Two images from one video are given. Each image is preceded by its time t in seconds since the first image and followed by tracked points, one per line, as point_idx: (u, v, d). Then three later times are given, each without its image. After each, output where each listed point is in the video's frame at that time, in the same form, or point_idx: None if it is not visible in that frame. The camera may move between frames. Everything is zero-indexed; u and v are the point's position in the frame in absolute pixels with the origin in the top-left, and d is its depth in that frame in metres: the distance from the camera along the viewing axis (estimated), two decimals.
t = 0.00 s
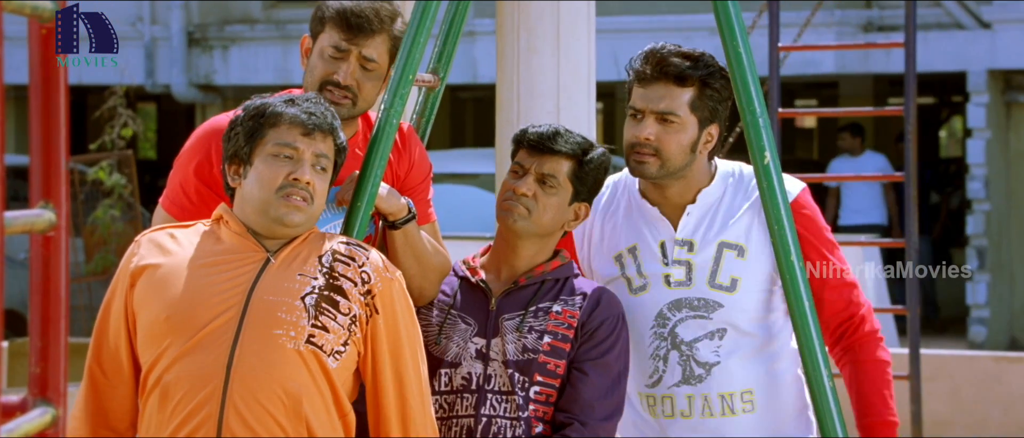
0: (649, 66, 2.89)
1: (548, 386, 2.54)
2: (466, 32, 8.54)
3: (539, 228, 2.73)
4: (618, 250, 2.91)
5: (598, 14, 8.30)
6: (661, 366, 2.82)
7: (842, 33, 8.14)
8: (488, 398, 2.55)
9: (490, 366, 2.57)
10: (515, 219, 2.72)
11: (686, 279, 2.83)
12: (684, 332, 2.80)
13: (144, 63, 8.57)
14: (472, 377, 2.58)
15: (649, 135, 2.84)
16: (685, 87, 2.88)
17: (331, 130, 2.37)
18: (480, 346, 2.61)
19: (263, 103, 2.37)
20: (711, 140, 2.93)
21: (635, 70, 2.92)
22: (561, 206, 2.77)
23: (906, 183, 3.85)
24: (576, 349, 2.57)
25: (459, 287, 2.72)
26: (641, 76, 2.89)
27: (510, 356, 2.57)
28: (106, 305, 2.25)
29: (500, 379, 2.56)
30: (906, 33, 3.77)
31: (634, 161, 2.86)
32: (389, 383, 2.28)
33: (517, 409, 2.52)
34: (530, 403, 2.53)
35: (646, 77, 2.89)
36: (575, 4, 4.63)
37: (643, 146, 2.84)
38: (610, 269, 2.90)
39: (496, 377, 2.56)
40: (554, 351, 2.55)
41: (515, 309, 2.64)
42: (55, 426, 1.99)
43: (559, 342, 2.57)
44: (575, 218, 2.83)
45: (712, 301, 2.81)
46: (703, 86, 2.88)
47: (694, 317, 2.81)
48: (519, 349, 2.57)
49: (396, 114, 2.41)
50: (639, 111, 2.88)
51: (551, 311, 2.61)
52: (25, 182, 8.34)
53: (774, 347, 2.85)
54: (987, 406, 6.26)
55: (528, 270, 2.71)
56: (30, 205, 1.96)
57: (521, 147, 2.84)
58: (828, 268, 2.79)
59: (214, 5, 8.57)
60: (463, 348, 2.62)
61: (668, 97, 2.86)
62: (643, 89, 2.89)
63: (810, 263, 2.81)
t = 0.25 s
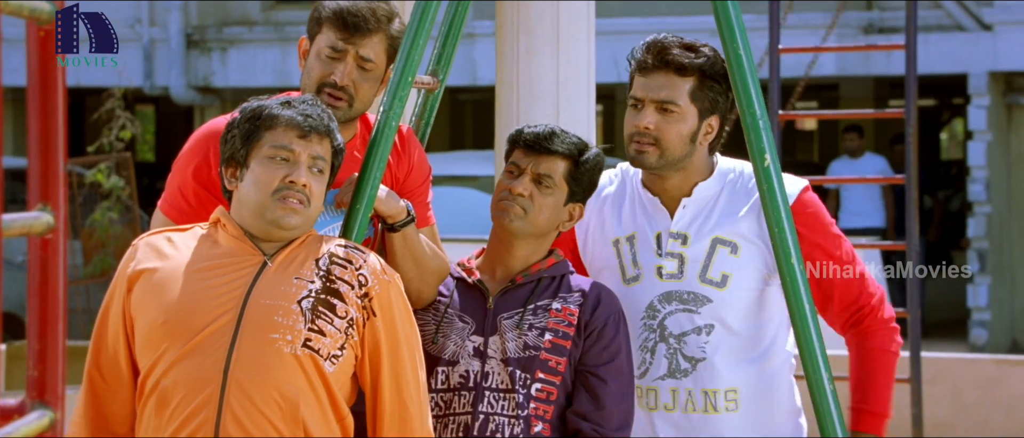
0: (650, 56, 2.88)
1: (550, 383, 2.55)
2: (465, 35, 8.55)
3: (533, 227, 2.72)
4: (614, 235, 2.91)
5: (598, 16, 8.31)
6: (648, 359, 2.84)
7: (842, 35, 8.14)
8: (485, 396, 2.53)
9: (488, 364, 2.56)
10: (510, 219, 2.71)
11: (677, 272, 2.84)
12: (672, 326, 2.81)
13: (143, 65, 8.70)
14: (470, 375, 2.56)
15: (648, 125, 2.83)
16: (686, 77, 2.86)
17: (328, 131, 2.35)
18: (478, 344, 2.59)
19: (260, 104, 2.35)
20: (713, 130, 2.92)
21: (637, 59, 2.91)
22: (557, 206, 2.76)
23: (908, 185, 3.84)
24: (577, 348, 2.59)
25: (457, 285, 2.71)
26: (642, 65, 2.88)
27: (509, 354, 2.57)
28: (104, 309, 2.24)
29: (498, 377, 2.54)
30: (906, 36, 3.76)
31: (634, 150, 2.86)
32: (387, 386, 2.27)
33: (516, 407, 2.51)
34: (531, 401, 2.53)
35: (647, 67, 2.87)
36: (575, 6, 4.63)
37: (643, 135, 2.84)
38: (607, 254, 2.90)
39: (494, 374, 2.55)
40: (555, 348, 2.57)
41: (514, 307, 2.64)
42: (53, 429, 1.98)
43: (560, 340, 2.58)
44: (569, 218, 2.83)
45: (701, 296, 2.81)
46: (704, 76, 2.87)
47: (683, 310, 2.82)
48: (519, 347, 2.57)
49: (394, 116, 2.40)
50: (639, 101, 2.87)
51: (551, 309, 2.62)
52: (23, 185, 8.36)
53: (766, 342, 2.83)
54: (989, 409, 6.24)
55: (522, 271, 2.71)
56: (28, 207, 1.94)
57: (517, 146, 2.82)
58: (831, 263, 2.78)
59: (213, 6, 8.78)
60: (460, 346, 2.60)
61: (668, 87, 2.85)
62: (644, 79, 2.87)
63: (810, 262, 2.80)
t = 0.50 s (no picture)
0: (648, 53, 2.93)
1: (540, 390, 2.54)
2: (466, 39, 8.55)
3: (537, 233, 2.71)
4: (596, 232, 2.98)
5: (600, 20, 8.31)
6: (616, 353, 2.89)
7: (844, 39, 8.15)
8: (472, 399, 2.54)
9: (479, 367, 2.56)
10: (515, 224, 2.70)
11: (654, 272, 2.90)
12: (645, 324, 2.87)
13: (145, 69, 8.70)
14: (461, 378, 2.57)
15: (642, 120, 2.88)
16: (681, 77, 2.92)
17: (328, 135, 2.34)
18: (471, 347, 2.60)
19: (262, 108, 2.35)
20: (704, 132, 2.98)
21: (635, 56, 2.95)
22: (561, 213, 2.75)
23: (910, 189, 3.84)
24: (570, 355, 2.58)
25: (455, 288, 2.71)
26: (639, 61, 2.93)
27: (502, 358, 2.57)
28: (106, 314, 2.24)
29: (488, 381, 2.55)
30: (907, 41, 3.76)
31: (625, 144, 2.91)
32: (388, 389, 2.26)
33: (506, 411, 2.51)
34: (519, 406, 2.52)
35: (644, 63, 2.92)
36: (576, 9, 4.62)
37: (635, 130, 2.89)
38: (587, 250, 2.97)
39: (484, 378, 2.55)
40: (547, 353, 2.56)
41: (509, 311, 2.64)
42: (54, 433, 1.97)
43: (553, 346, 2.57)
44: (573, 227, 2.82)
45: (675, 297, 2.87)
46: (700, 77, 2.92)
47: (657, 310, 2.87)
48: (512, 352, 2.57)
49: (396, 119, 2.40)
50: (633, 96, 2.91)
51: (546, 315, 2.62)
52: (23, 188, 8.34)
53: (731, 347, 2.91)
54: (992, 413, 6.23)
55: (522, 275, 2.69)
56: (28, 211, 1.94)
57: (524, 153, 2.82)
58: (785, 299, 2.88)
59: (215, 11, 8.87)
60: (454, 349, 2.61)
61: (664, 84, 2.90)
62: (641, 74, 2.92)
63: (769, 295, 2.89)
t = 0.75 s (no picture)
0: (651, 51, 2.87)
1: (542, 394, 2.53)
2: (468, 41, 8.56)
3: (545, 238, 2.71)
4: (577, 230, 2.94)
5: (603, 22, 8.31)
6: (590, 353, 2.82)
7: (846, 41, 8.12)
8: (477, 402, 2.53)
9: (483, 371, 2.56)
10: (522, 228, 2.70)
11: (625, 273, 2.81)
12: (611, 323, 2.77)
13: (147, 72, 8.73)
14: (465, 381, 2.57)
15: (640, 117, 2.84)
16: (685, 78, 2.86)
17: (329, 138, 2.34)
18: (475, 351, 2.59)
19: (262, 111, 2.35)
20: (698, 134, 2.93)
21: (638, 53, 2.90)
22: (569, 218, 2.75)
23: (912, 190, 3.83)
24: (573, 360, 2.56)
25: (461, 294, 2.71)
26: (643, 59, 2.87)
27: (505, 362, 2.56)
28: (106, 316, 2.23)
29: (492, 384, 2.54)
30: (910, 43, 3.75)
31: (619, 141, 2.87)
32: (390, 392, 2.25)
33: (508, 415, 2.50)
34: (521, 409, 2.51)
35: (647, 61, 2.87)
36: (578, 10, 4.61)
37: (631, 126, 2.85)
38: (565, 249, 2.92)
39: (488, 381, 2.55)
40: (551, 358, 2.54)
41: (513, 316, 2.63)
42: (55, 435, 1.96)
43: (556, 350, 2.55)
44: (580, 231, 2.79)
45: (641, 300, 2.76)
46: (702, 80, 2.87)
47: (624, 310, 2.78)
48: (515, 355, 2.56)
49: (398, 122, 2.40)
50: (634, 93, 2.87)
51: (551, 320, 2.60)
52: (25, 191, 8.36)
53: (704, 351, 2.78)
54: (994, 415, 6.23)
55: (528, 281, 2.69)
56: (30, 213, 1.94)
57: (534, 156, 2.81)
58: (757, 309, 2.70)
59: (217, 12, 8.88)
60: (459, 352, 2.60)
61: (665, 84, 2.85)
62: (644, 73, 2.87)
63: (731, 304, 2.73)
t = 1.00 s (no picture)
0: (659, 54, 2.84)
1: (551, 406, 2.50)
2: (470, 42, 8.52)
3: (540, 246, 2.67)
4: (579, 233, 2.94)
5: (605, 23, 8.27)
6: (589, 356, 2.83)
7: (851, 42, 8.09)
8: (485, 417, 2.50)
9: (490, 385, 2.53)
10: (518, 236, 2.66)
11: (619, 277, 2.81)
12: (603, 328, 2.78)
13: (147, 73, 8.70)
14: (472, 397, 2.53)
15: (644, 121, 2.80)
16: (691, 83, 2.83)
17: (330, 141, 2.31)
18: (480, 365, 2.56)
19: (263, 113, 2.32)
20: (702, 141, 2.90)
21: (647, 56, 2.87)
22: (564, 226, 2.71)
23: (917, 193, 3.80)
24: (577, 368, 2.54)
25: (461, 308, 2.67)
26: (652, 61, 2.85)
27: (511, 374, 2.52)
28: (104, 318, 2.20)
29: (499, 398, 2.51)
30: (915, 44, 3.72)
31: (620, 144, 2.83)
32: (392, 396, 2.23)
33: (518, 427, 2.48)
34: (530, 422, 2.48)
35: (655, 64, 2.84)
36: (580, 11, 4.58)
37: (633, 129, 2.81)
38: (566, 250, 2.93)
39: (495, 395, 2.51)
40: (556, 369, 2.52)
41: (515, 327, 2.60)
42: None
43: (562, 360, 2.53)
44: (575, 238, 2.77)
45: (632, 306, 2.76)
46: (708, 86, 2.83)
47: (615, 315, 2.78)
48: (521, 367, 2.53)
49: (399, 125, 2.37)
50: (639, 96, 2.84)
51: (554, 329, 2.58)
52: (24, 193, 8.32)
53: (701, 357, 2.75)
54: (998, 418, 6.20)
55: (527, 291, 2.66)
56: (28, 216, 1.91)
57: (527, 164, 2.79)
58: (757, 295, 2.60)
59: (217, 14, 8.86)
60: (463, 368, 2.57)
61: (672, 88, 2.82)
62: (652, 76, 2.84)
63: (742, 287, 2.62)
